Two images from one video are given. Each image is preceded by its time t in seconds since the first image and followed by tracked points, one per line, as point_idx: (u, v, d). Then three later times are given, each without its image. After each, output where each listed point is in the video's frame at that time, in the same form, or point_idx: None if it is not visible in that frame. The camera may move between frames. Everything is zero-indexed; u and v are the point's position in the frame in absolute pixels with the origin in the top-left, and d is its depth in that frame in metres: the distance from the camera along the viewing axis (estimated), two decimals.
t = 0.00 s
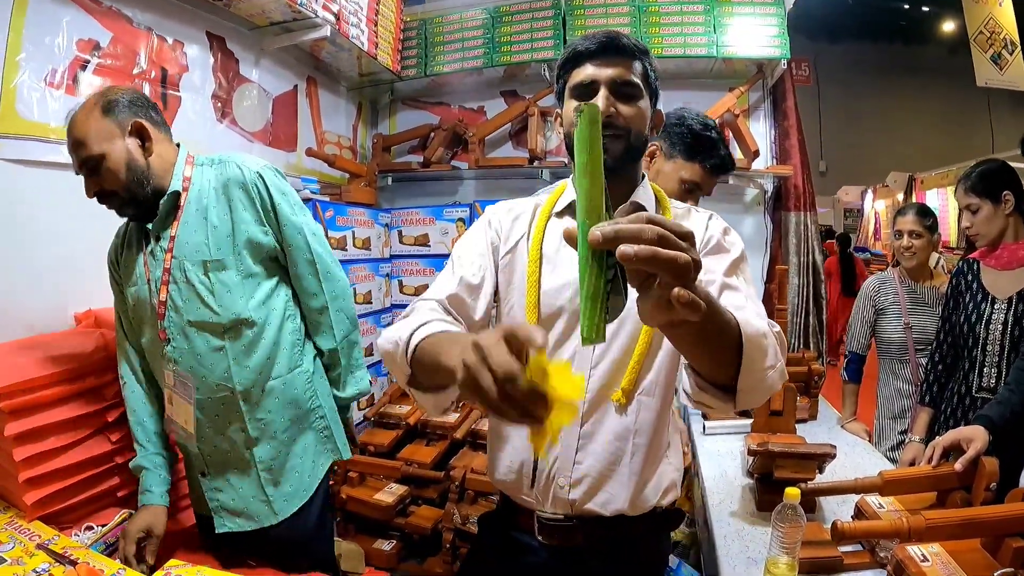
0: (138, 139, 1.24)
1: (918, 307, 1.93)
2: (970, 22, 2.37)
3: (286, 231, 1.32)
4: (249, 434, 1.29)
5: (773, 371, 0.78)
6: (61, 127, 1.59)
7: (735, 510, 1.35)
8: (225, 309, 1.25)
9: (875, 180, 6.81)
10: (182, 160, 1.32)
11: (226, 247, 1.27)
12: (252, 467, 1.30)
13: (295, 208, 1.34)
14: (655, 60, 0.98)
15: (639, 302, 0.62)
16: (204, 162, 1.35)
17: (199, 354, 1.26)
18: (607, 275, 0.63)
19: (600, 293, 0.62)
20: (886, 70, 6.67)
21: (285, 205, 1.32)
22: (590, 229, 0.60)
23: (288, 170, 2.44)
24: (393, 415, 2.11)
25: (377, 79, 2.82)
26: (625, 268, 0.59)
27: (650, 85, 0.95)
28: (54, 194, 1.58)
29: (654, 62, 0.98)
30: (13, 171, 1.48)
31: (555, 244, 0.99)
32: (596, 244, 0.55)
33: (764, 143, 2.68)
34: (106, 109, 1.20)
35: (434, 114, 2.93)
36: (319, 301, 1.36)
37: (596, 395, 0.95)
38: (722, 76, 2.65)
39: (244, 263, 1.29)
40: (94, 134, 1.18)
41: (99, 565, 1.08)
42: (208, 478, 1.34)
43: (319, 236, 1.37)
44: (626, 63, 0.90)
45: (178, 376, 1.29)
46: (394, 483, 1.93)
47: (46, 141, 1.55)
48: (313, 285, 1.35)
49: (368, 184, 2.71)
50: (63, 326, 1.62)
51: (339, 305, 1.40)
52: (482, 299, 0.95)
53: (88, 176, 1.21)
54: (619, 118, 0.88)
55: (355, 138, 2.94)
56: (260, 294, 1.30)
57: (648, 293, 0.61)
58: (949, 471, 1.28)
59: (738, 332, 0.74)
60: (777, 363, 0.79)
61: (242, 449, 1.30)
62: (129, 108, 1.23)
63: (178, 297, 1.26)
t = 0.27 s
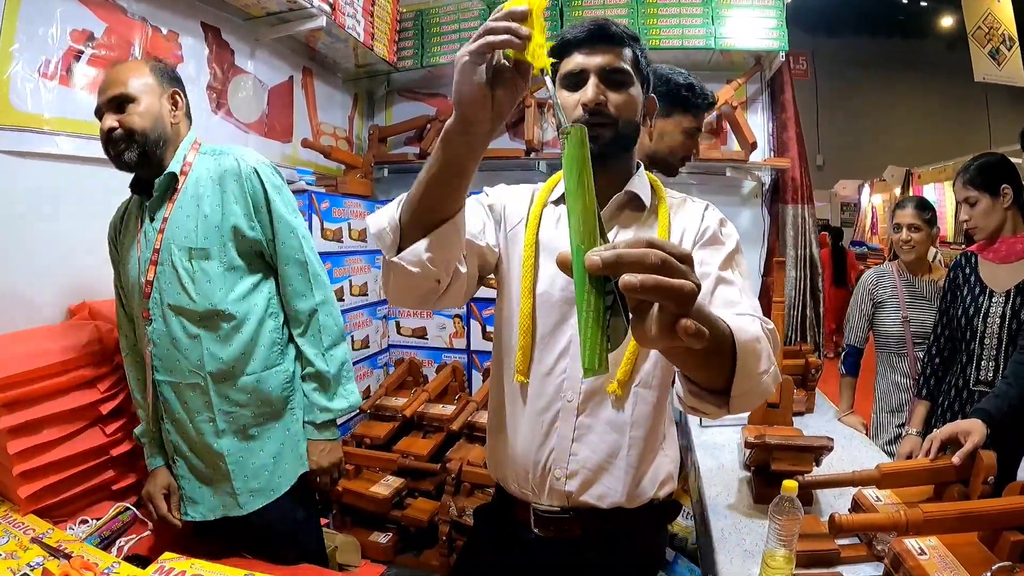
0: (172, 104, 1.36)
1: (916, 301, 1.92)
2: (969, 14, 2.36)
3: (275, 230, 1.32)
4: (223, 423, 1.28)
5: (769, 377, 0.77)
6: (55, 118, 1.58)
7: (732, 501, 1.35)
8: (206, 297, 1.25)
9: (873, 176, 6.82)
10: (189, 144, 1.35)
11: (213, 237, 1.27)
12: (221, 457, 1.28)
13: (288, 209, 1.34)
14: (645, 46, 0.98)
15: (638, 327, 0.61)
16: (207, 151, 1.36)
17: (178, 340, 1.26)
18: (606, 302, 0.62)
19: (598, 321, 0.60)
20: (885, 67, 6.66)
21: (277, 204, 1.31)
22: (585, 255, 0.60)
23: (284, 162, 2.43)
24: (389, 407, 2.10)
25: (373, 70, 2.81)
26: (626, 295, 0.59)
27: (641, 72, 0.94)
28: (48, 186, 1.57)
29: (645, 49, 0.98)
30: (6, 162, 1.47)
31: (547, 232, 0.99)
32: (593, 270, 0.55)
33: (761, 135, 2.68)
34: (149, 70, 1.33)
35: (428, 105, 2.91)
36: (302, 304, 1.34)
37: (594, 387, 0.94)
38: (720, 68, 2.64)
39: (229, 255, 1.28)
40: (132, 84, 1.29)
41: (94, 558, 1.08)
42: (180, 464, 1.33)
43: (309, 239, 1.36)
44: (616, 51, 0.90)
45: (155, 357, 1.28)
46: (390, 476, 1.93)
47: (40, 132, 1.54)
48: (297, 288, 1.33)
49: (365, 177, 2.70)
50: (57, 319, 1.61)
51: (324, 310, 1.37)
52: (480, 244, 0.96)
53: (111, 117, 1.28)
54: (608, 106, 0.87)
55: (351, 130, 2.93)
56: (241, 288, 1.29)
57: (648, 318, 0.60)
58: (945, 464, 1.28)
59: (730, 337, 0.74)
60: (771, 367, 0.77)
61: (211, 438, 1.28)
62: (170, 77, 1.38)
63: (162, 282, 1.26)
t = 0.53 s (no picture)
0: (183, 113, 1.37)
1: (916, 305, 1.93)
2: (967, 19, 2.37)
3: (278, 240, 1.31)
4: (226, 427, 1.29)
5: (763, 381, 0.78)
6: (56, 126, 1.59)
7: (732, 508, 1.35)
8: (208, 305, 1.25)
9: (873, 179, 6.82)
10: (195, 152, 1.36)
11: (216, 245, 1.27)
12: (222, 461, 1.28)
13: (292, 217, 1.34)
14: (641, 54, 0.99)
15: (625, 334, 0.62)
16: (213, 159, 1.37)
17: (181, 345, 1.26)
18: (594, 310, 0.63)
19: (585, 328, 0.62)
20: (884, 69, 6.67)
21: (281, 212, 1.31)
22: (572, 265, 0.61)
23: (284, 169, 2.43)
24: (390, 414, 2.10)
25: (373, 78, 2.82)
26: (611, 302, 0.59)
27: (639, 80, 0.95)
28: (49, 194, 1.58)
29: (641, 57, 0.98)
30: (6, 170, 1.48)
31: (546, 239, 0.99)
32: (578, 278, 0.56)
33: (761, 140, 2.68)
34: (162, 76, 1.34)
35: (427, 112, 2.93)
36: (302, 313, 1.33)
37: (591, 393, 0.94)
38: (718, 74, 2.65)
39: (231, 263, 1.28)
40: (146, 89, 1.30)
41: (95, 565, 1.08)
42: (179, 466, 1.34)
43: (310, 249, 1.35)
44: (614, 60, 0.90)
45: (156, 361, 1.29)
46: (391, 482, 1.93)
47: (41, 140, 1.54)
48: (297, 297, 1.33)
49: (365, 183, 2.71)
50: (58, 326, 1.61)
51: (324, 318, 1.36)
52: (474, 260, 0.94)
53: (121, 122, 1.28)
54: (606, 115, 0.88)
55: (351, 137, 2.94)
56: (242, 296, 1.29)
57: (634, 324, 0.60)
58: (945, 468, 1.28)
59: (722, 343, 0.74)
60: (765, 372, 0.78)
61: (211, 442, 1.29)
62: (181, 85, 1.38)
63: (165, 288, 1.27)
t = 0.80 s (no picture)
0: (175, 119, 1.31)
1: (915, 307, 1.94)
2: (966, 22, 2.37)
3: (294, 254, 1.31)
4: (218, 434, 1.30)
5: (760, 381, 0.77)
6: (58, 130, 1.60)
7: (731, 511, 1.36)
8: (210, 313, 1.26)
9: (873, 180, 6.82)
10: (218, 155, 1.37)
11: (225, 254, 1.27)
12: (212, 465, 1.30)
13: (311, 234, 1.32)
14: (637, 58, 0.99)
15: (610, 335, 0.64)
16: (237, 164, 1.36)
17: (177, 347, 1.28)
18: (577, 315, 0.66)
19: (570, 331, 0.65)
20: (883, 70, 6.68)
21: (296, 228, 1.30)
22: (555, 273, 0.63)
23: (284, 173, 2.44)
24: (390, 417, 2.11)
25: (373, 82, 2.82)
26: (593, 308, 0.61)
27: (635, 85, 0.95)
28: (51, 199, 1.58)
29: (636, 61, 0.99)
30: (9, 174, 1.49)
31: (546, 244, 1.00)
32: (559, 286, 0.58)
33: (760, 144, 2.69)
34: (156, 83, 1.31)
35: (428, 116, 2.91)
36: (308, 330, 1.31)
37: (590, 396, 0.94)
38: (718, 78, 2.66)
39: (236, 275, 1.28)
40: (142, 101, 1.29)
41: (96, 567, 1.08)
42: (169, 464, 1.35)
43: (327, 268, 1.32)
44: (607, 65, 0.92)
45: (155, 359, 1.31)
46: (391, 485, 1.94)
47: (42, 144, 1.55)
48: (308, 317, 1.30)
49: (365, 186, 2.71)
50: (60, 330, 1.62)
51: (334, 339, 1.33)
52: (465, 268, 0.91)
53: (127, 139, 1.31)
54: (600, 121, 0.89)
55: (351, 141, 2.95)
56: (247, 308, 1.29)
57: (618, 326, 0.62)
58: (944, 470, 1.28)
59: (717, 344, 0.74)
60: (760, 371, 0.78)
61: (203, 444, 1.31)
62: (174, 87, 1.32)
63: (170, 290, 1.29)
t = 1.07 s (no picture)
0: (183, 120, 1.30)
1: (910, 306, 1.94)
2: (962, 23, 2.38)
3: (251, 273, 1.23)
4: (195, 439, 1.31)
5: (755, 353, 0.79)
6: (55, 132, 1.60)
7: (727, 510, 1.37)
8: (187, 320, 1.26)
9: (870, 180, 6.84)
10: (230, 157, 1.36)
11: (204, 262, 1.26)
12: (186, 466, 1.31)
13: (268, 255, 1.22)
14: (632, 59, 0.98)
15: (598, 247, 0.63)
16: (244, 167, 1.34)
17: (166, 346, 1.31)
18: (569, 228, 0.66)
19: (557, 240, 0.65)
20: (880, 70, 6.69)
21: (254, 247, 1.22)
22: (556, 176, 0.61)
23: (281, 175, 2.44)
24: (388, 419, 2.12)
25: (370, 84, 2.82)
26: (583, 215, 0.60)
27: (625, 84, 0.94)
28: (48, 201, 1.58)
29: (632, 62, 0.98)
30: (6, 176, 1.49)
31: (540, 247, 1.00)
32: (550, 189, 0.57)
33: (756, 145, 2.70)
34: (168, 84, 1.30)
35: (425, 118, 2.93)
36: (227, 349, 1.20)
37: (585, 396, 0.95)
38: (714, 79, 2.66)
39: (210, 286, 1.27)
40: (151, 102, 1.30)
41: (93, 568, 1.09)
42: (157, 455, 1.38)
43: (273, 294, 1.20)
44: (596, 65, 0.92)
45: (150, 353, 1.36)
46: (389, 486, 1.94)
47: (39, 146, 1.55)
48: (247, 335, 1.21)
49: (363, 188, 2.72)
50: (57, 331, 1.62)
51: (251, 370, 1.19)
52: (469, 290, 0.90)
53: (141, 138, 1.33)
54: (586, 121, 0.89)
55: (348, 143, 2.95)
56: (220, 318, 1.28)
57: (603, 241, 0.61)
58: (940, 470, 1.29)
59: (721, 309, 0.74)
60: (759, 344, 0.80)
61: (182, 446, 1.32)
62: (184, 88, 1.31)
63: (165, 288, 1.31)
